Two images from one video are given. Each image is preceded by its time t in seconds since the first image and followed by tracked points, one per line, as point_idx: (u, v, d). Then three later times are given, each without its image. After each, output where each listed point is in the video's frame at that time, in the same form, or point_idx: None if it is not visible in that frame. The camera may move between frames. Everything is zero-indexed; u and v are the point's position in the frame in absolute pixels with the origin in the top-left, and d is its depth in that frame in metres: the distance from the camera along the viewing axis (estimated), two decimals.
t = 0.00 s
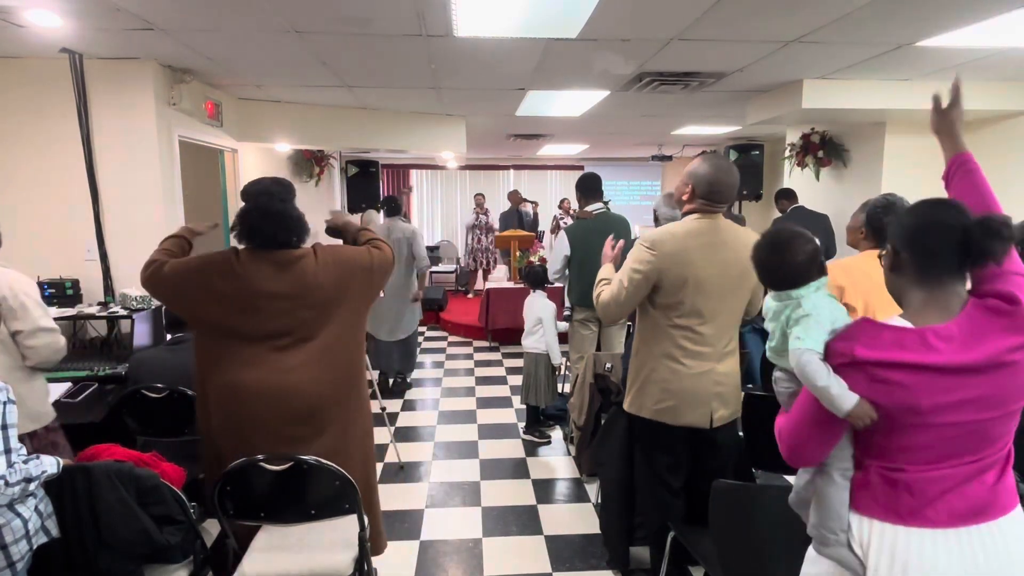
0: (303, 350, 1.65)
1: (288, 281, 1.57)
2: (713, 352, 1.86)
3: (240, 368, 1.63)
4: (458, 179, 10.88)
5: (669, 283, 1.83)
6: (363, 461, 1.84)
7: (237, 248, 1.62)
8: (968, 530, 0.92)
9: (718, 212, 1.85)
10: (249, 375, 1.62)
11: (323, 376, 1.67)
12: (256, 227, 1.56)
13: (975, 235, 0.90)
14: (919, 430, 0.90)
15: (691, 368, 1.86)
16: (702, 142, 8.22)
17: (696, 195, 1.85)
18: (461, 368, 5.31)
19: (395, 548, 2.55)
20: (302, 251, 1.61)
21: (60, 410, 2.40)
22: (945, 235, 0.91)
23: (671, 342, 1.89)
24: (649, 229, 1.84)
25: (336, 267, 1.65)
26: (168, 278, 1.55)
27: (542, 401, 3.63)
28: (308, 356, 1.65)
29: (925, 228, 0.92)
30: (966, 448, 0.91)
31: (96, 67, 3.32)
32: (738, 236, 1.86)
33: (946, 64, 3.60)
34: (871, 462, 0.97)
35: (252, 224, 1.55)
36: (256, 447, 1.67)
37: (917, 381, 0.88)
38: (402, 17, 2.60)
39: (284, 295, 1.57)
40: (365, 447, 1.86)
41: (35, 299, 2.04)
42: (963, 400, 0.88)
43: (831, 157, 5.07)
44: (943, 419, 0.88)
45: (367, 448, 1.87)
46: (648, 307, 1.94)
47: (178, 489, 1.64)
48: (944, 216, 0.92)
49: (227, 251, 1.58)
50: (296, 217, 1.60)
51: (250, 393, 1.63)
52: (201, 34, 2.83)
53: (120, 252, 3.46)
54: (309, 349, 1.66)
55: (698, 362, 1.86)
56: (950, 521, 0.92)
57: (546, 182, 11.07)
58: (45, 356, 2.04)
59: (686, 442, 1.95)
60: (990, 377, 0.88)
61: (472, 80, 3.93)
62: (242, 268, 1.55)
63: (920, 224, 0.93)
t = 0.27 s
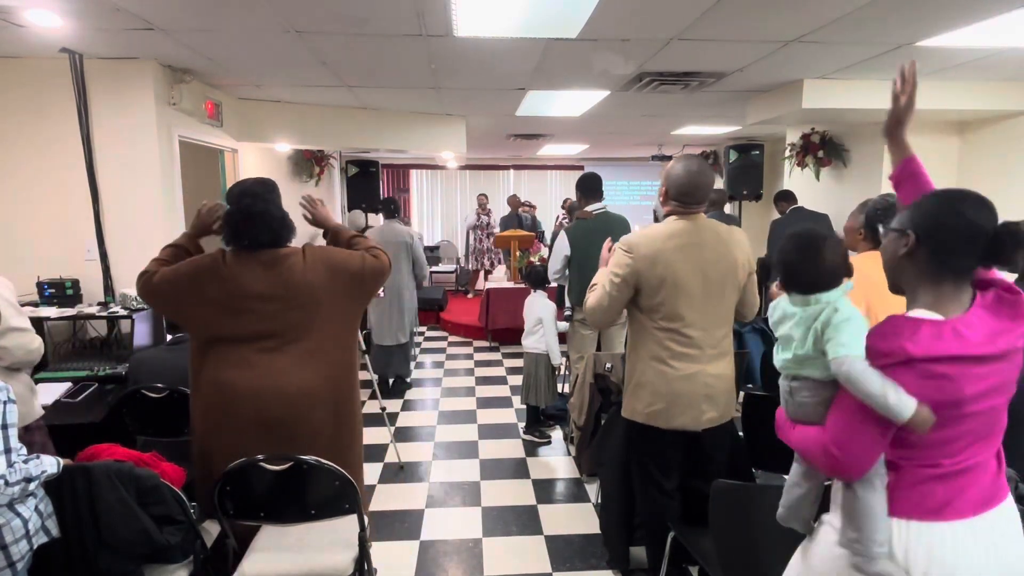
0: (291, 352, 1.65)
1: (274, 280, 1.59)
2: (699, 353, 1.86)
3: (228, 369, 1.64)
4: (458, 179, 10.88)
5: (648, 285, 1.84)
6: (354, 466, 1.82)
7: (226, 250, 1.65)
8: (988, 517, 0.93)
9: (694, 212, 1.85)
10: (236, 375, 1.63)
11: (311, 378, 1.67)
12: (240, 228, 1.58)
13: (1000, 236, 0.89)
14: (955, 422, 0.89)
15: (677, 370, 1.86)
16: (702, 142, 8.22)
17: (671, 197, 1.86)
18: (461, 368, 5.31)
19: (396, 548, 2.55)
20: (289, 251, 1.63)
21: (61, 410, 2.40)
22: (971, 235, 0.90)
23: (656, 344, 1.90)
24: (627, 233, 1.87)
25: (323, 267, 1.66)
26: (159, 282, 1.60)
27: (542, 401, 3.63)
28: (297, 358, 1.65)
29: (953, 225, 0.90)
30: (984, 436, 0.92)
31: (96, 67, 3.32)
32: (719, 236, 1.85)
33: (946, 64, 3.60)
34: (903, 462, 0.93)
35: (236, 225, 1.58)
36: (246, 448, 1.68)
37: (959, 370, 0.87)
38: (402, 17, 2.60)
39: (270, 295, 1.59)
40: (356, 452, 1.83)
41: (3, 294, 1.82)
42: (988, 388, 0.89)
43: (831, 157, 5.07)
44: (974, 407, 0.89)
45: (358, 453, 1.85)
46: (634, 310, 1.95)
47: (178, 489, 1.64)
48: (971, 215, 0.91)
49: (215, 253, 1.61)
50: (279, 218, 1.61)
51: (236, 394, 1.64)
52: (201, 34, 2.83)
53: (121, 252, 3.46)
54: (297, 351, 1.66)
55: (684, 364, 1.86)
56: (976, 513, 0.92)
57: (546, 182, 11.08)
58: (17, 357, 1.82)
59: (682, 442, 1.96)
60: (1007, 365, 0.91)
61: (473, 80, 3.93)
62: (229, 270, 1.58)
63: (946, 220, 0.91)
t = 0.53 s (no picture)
0: (287, 352, 1.65)
1: (270, 278, 1.58)
2: (694, 353, 1.85)
3: (225, 368, 1.65)
4: (459, 179, 10.88)
5: (641, 286, 1.85)
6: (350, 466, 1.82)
7: (224, 249, 1.66)
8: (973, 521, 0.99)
9: (689, 211, 1.85)
10: (231, 374, 1.64)
11: (307, 378, 1.67)
12: (236, 229, 1.57)
13: (994, 261, 0.94)
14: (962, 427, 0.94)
15: (671, 369, 1.86)
16: (702, 142, 8.23)
17: (665, 199, 1.87)
18: (461, 368, 5.31)
19: (395, 548, 2.55)
20: (286, 249, 1.62)
21: (61, 409, 2.40)
22: (970, 258, 0.93)
23: (651, 344, 1.91)
24: (620, 235, 1.88)
25: (321, 265, 1.64)
26: (162, 282, 1.62)
27: (542, 401, 3.63)
28: (293, 357, 1.65)
29: (956, 243, 0.93)
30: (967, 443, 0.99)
31: (96, 67, 3.32)
32: (714, 237, 1.84)
33: (946, 64, 3.60)
34: (912, 472, 0.95)
35: (232, 226, 1.57)
36: (244, 447, 1.68)
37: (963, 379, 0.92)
38: (402, 17, 2.60)
39: (265, 294, 1.59)
40: (352, 453, 1.84)
41: None
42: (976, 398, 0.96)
43: (831, 156, 5.06)
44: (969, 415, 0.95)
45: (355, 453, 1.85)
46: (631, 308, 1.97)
47: (178, 489, 1.64)
48: (975, 236, 0.93)
49: (214, 251, 1.62)
50: (275, 218, 1.60)
51: (233, 392, 1.65)
52: (201, 34, 2.83)
53: (121, 252, 3.46)
54: (296, 349, 1.66)
55: (678, 363, 1.86)
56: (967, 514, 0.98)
57: (546, 182, 11.08)
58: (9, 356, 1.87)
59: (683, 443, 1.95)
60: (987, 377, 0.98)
61: (473, 80, 3.93)
62: (226, 268, 1.58)
63: (949, 238, 0.93)
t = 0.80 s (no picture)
0: (286, 348, 1.65)
1: (268, 274, 1.58)
2: (697, 347, 1.86)
3: (226, 364, 1.66)
4: (459, 179, 10.88)
5: (644, 282, 1.85)
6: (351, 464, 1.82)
7: (224, 245, 1.66)
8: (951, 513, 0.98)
9: (693, 210, 1.86)
10: (232, 371, 1.65)
11: (306, 375, 1.66)
12: (235, 225, 1.57)
13: (985, 262, 0.94)
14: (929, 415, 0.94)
15: (674, 363, 1.87)
16: (702, 142, 8.22)
17: (668, 197, 1.87)
18: (461, 368, 5.31)
19: (395, 548, 2.55)
20: (284, 244, 1.61)
21: (61, 409, 2.40)
22: (960, 258, 0.93)
23: (654, 339, 1.92)
24: (624, 232, 1.87)
25: (318, 261, 1.63)
26: (161, 278, 1.62)
27: (541, 401, 3.63)
28: (293, 353, 1.65)
29: (947, 241, 0.93)
30: (943, 434, 0.98)
31: (96, 67, 3.32)
32: (716, 234, 1.85)
33: (945, 64, 3.61)
34: (876, 460, 0.96)
35: (230, 222, 1.57)
36: (247, 444, 1.68)
37: (929, 368, 0.92)
38: (401, 17, 2.60)
39: (263, 290, 1.58)
40: (354, 451, 1.83)
41: None
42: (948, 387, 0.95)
43: (831, 156, 5.06)
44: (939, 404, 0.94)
45: (357, 451, 1.84)
46: (632, 304, 1.98)
47: (178, 489, 1.64)
48: (968, 236, 0.93)
49: (214, 247, 1.62)
50: (273, 214, 1.60)
51: (233, 388, 1.65)
52: (201, 34, 2.84)
53: (121, 252, 3.46)
54: (296, 345, 1.66)
55: (683, 357, 1.87)
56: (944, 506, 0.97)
57: (546, 182, 11.08)
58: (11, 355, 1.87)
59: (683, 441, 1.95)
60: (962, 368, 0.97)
61: (473, 80, 3.93)
62: (225, 265, 1.58)
63: (941, 236, 0.93)
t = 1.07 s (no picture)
0: (284, 354, 1.65)
1: (267, 276, 1.60)
2: (708, 349, 1.85)
3: (227, 368, 1.67)
4: (459, 179, 10.88)
5: (658, 284, 1.85)
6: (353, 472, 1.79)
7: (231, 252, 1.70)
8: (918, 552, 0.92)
9: (708, 212, 1.86)
10: (232, 373, 1.66)
11: (305, 381, 1.66)
12: (237, 231, 1.60)
13: (977, 289, 0.89)
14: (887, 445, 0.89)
15: (687, 365, 1.85)
16: (702, 142, 8.22)
17: (684, 199, 1.87)
18: (461, 368, 5.31)
19: (396, 548, 2.55)
20: (284, 249, 1.63)
21: (61, 409, 2.40)
22: (945, 285, 0.89)
23: (667, 341, 1.90)
24: (638, 234, 1.88)
25: (316, 265, 1.63)
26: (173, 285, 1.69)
27: (541, 401, 3.62)
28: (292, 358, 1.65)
29: (928, 266, 0.89)
30: (921, 469, 0.92)
31: (96, 67, 3.32)
32: (729, 236, 1.85)
33: (946, 64, 3.60)
34: (830, 481, 0.95)
35: (231, 227, 1.60)
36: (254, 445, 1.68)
37: (887, 393, 0.88)
38: (401, 17, 2.60)
39: (261, 293, 1.60)
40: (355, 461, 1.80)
41: None
42: (922, 418, 0.89)
43: (831, 156, 5.06)
44: (908, 435, 0.89)
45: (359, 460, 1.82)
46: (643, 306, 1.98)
47: (178, 489, 1.65)
48: (953, 262, 0.88)
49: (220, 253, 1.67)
50: (270, 218, 1.61)
51: (233, 391, 1.66)
52: (201, 34, 2.84)
53: (121, 252, 3.46)
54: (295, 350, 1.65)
55: (695, 360, 1.85)
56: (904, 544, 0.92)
57: (546, 182, 11.08)
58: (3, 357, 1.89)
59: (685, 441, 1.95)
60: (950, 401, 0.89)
61: (472, 80, 3.93)
62: (227, 268, 1.62)
63: (924, 259, 0.89)
